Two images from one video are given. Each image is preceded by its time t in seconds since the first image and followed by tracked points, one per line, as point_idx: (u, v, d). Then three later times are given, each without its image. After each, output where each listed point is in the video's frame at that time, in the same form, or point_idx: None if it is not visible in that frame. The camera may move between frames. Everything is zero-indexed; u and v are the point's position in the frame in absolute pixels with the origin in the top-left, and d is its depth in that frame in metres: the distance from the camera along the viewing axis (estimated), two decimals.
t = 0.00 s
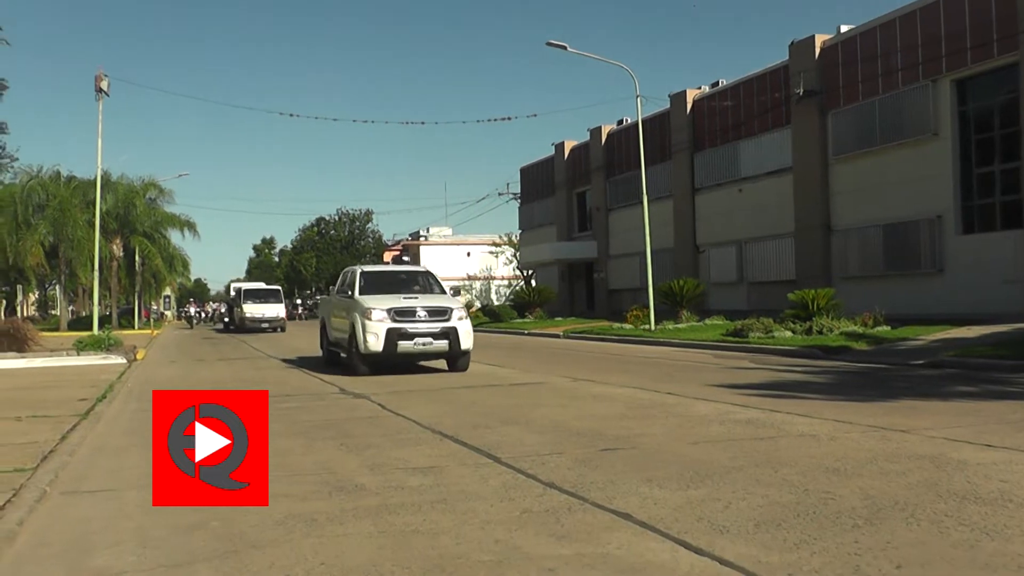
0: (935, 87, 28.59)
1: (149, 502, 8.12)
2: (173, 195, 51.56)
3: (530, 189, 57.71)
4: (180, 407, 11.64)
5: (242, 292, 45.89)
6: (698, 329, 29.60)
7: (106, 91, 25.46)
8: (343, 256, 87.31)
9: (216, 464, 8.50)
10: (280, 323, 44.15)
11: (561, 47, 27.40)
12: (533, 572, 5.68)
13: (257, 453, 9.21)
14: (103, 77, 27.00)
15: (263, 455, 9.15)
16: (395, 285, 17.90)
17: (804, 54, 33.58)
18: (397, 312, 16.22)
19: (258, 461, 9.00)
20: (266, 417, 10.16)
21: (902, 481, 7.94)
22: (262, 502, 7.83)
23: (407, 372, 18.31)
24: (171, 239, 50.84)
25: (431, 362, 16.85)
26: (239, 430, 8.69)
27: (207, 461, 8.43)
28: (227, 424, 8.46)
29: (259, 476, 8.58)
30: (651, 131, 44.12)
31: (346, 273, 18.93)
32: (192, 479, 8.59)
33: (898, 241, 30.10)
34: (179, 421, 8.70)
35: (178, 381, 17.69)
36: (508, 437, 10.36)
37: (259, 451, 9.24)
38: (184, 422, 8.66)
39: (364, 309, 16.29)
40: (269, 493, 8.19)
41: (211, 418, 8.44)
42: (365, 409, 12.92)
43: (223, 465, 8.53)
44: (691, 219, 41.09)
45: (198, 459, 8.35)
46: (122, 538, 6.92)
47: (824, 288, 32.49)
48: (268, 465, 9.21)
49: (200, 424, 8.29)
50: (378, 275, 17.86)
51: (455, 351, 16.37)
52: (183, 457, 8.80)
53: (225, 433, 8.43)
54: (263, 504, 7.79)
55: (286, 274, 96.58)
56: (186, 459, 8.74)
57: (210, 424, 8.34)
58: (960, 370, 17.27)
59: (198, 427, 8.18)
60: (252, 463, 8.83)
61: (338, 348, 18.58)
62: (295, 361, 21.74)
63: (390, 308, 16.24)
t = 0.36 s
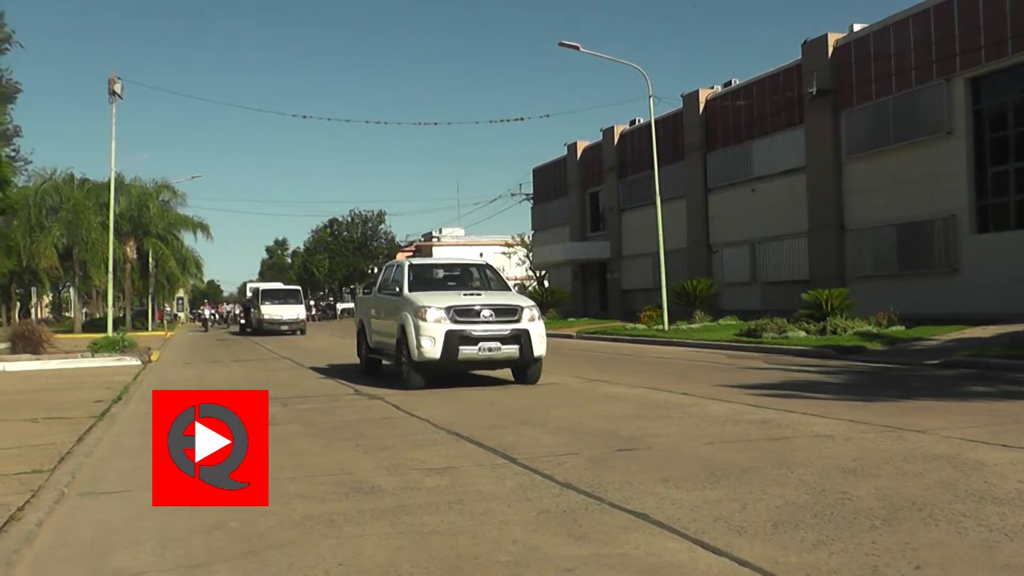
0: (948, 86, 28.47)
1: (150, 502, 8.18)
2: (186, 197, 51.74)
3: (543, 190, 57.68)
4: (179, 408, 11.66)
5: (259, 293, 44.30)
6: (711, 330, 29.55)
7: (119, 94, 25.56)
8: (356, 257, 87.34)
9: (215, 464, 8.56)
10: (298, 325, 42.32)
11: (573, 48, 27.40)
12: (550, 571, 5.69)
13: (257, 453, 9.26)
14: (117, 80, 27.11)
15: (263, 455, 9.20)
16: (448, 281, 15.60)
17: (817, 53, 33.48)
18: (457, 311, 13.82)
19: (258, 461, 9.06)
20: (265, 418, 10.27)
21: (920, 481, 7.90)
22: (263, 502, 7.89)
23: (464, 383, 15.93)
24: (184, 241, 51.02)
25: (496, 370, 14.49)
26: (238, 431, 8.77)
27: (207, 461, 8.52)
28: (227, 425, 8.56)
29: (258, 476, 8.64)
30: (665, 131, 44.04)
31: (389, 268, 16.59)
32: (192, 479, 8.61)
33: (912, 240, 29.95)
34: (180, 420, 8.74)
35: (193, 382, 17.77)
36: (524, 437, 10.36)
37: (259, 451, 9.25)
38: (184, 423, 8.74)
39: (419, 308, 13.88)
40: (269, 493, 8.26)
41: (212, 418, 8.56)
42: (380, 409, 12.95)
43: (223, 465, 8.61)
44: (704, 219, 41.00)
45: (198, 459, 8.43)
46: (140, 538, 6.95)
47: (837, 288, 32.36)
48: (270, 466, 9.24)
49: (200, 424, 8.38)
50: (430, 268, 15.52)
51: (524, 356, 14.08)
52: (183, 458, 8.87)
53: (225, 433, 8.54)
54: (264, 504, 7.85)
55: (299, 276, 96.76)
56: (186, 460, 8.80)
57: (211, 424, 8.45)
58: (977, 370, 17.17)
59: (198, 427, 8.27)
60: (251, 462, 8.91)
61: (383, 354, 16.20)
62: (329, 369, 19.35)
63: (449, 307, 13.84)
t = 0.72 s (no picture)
0: (966, 85, 28.28)
1: (149, 502, 8.25)
2: (202, 199, 51.93)
3: (558, 191, 57.64)
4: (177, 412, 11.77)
5: (279, 294, 41.58)
6: (728, 331, 29.43)
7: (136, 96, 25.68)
8: (371, 259, 87.47)
9: (215, 464, 8.63)
10: (321, 327, 39.57)
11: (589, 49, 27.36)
12: (571, 572, 5.67)
13: (256, 452, 9.32)
14: (134, 83, 27.24)
15: (262, 454, 9.26)
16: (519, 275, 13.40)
17: (834, 53, 33.32)
18: (541, 314, 11.58)
19: (258, 460, 9.12)
20: (264, 417, 10.32)
21: (942, 483, 7.83)
22: (262, 502, 7.94)
23: (538, 398, 13.66)
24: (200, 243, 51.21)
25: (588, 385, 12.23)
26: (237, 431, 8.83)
27: (207, 461, 8.59)
28: (227, 425, 8.62)
29: (258, 476, 8.69)
30: (680, 131, 43.93)
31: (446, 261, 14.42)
32: (192, 479, 8.68)
33: (929, 241, 29.75)
34: (179, 421, 8.82)
35: (212, 383, 17.84)
36: (542, 439, 10.34)
37: (259, 452, 9.30)
38: (184, 423, 8.79)
39: (495, 310, 11.64)
40: (269, 494, 8.31)
41: (212, 418, 8.63)
42: (398, 410, 12.97)
43: (223, 465, 8.68)
44: (721, 220, 40.87)
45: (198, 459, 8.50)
46: (161, 538, 6.97)
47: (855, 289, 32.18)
48: (269, 467, 9.29)
49: (201, 424, 8.43)
50: (501, 262, 13.30)
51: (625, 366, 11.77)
52: (182, 458, 8.95)
53: (225, 433, 8.60)
54: (263, 504, 7.90)
55: (314, 278, 97.04)
56: (186, 460, 8.88)
57: (211, 424, 8.51)
58: (996, 371, 17.04)
59: (198, 427, 8.31)
60: (251, 462, 8.96)
61: (443, 364, 13.96)
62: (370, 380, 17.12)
63: (532, 309, 11.58)
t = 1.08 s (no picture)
0: (984, 82, 28.06)
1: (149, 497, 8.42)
2: (218, 199, 52.14)
3: (574, 190, 57.59)
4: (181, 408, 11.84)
5: (301, 293, 39.46)
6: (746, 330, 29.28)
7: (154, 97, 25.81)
8: (386, 258, 87.60)
9: (215, 464, 8.86)
10: (346, 328, 37.58)
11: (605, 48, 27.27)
12: (592, 572, 5.67)
13: (257, 451, 9.53)
14: (152, 84, 27.36)
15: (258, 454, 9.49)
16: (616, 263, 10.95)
17: (850, 50, 33.16)
18: (668, 316, 9.14)
19: (258, 460, 9.28)
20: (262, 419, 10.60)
21: (963, 484, 7.79)
22: (262, 503, 7.98)
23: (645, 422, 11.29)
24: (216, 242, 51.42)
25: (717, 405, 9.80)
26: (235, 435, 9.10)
27: (207, 460, 8.80)
28: (226, 426, 8.96)
29: (258, 476, 8.77)
30: (696, 130, 43.84)
31: (524, 251, 12.08)
32: (192, 479, 8.82)
33: (947, 239, 29.58)
34: (180, 421, 9.47)
35: (230, 382, 17.92)
36: (560, 438, 10.35)
37: (257, 452, 9.52)
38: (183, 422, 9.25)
39: (606, 310, 9.24)
40: (269, 493, 8.37)
41: (212, 419, 9.00)
42: (415, 410, 13.00)
43: (223, 465, 8.91)
44: (737, 219, 40.73)
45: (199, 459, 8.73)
46: (181, 536, 7.02)
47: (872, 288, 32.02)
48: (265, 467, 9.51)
49: (201, 423, 8.75)
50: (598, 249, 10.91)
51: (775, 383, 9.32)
52: (181, 456, 9.26)
53: (225, 433, 8.96)
54: (263, 504, 7.94)
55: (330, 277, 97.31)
56: (183, 459, 9.14)
57: (212, 424, 8.86)
58: (1015, 370, 16.93)
59: (200, 426, 8.63)
60: (248, 463, 9.19)
61: (524, 376, 11.56)
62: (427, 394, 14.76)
63: (656, 308, 9.16)
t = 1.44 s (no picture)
0: (1004, 79, 27.81)
1: (147, 496, 8.55)
2: (236, 201, 52.40)
3: (591, 190, 57.57)
4: (186, 406, 11.94)
5: (325, 293, 37.39)
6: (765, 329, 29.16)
7: (171, 99, 25.93)
8: (403, 258, 87.87)
9: (215, 464, 9.04)
10: (373, 329, 35.80)
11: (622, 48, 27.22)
12: (615, 572, 5.67)
13: (257, 453, 9.72)
14: (169, 86, 27.49)
15: (263, 453, 9.68)
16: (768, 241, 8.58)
17: (867, 47, 32.95)
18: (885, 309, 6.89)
19: (259, 461, 9.44)
20: (265, 422, 10.87)
21: (987, 483, 7.72)
22: (262, 503, 8.02)
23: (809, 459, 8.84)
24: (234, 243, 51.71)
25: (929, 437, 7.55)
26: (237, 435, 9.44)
27: (207, 460, 9.00)
28: (226, 426, 9.31)
29: (257, 476, 8.89)
30: (713, 128, 43.71)
31: (633, 236, 9.80)
32: (192, 479, 8.99)
33: (967, 237, 29.42)
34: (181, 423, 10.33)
35: (249, 383, 17.99)
36: (581, 437, 10.34)
37: (260, 452, 9.70)
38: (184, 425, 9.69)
39: (796, 301, 6.99)
40: (268, 493, 8.46)
41: (214, 420, 9.37)
42: (434, 410, 13.01)
43: (224, 465, 9.10)
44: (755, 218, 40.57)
45: (199, 459, 8.93)
46: (204, 536, 7.05)
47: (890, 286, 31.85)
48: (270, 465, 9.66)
49: (200, 425, 9.08)
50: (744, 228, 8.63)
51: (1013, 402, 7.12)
52: (183, 459, 9.54)
53: (225, 434, 9.25)
54: (263, 505, 7.97)
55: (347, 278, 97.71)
56: (186, 461, 9.42)
57: (211, 425, 9.17)
58: None
59: (198, 427, 8.94)
60: (252, 462, 9.37)
61: (645, 395, 9.17)
62: (501, 414, 12.49)
63: (865, 297, 6.91)
